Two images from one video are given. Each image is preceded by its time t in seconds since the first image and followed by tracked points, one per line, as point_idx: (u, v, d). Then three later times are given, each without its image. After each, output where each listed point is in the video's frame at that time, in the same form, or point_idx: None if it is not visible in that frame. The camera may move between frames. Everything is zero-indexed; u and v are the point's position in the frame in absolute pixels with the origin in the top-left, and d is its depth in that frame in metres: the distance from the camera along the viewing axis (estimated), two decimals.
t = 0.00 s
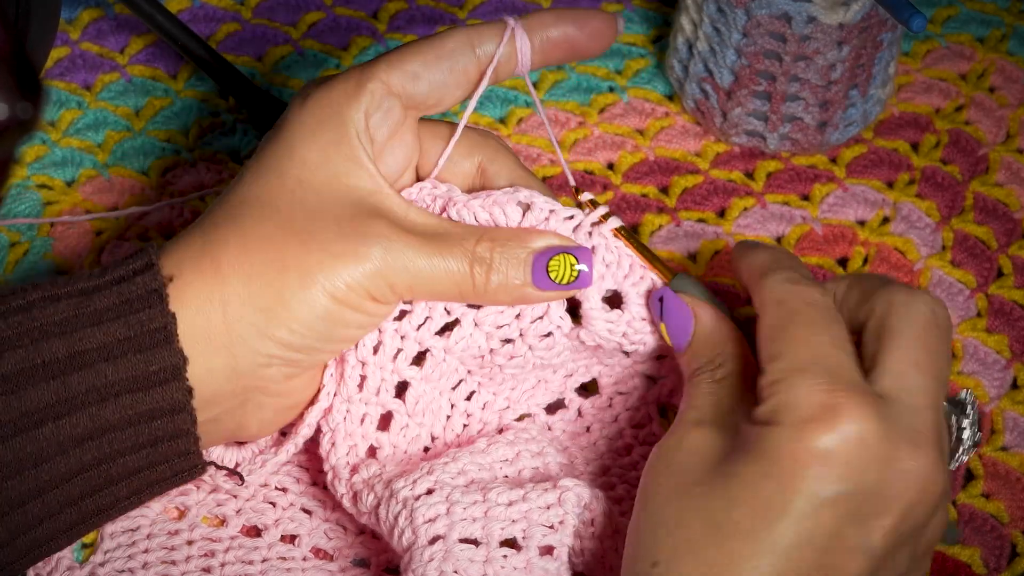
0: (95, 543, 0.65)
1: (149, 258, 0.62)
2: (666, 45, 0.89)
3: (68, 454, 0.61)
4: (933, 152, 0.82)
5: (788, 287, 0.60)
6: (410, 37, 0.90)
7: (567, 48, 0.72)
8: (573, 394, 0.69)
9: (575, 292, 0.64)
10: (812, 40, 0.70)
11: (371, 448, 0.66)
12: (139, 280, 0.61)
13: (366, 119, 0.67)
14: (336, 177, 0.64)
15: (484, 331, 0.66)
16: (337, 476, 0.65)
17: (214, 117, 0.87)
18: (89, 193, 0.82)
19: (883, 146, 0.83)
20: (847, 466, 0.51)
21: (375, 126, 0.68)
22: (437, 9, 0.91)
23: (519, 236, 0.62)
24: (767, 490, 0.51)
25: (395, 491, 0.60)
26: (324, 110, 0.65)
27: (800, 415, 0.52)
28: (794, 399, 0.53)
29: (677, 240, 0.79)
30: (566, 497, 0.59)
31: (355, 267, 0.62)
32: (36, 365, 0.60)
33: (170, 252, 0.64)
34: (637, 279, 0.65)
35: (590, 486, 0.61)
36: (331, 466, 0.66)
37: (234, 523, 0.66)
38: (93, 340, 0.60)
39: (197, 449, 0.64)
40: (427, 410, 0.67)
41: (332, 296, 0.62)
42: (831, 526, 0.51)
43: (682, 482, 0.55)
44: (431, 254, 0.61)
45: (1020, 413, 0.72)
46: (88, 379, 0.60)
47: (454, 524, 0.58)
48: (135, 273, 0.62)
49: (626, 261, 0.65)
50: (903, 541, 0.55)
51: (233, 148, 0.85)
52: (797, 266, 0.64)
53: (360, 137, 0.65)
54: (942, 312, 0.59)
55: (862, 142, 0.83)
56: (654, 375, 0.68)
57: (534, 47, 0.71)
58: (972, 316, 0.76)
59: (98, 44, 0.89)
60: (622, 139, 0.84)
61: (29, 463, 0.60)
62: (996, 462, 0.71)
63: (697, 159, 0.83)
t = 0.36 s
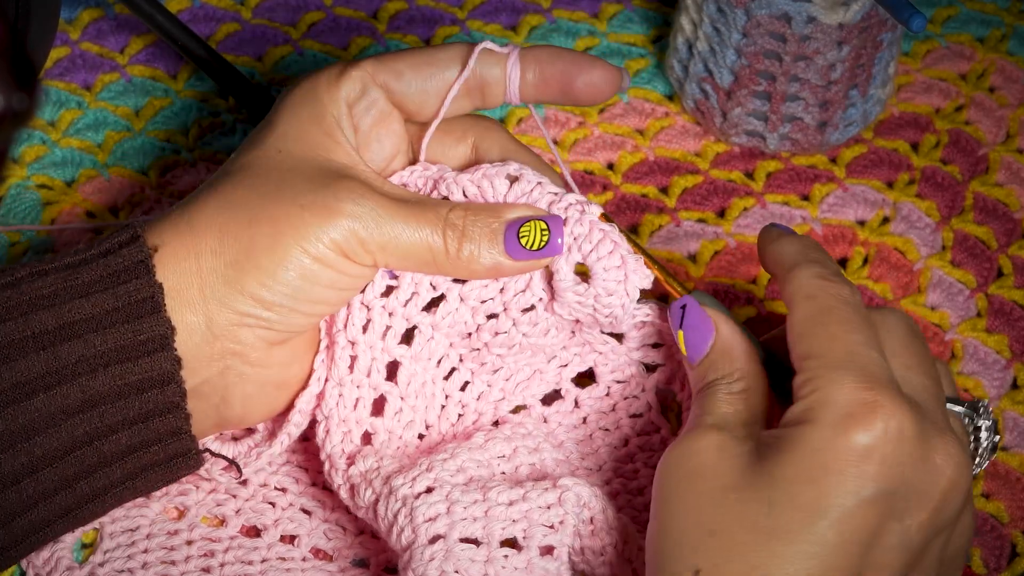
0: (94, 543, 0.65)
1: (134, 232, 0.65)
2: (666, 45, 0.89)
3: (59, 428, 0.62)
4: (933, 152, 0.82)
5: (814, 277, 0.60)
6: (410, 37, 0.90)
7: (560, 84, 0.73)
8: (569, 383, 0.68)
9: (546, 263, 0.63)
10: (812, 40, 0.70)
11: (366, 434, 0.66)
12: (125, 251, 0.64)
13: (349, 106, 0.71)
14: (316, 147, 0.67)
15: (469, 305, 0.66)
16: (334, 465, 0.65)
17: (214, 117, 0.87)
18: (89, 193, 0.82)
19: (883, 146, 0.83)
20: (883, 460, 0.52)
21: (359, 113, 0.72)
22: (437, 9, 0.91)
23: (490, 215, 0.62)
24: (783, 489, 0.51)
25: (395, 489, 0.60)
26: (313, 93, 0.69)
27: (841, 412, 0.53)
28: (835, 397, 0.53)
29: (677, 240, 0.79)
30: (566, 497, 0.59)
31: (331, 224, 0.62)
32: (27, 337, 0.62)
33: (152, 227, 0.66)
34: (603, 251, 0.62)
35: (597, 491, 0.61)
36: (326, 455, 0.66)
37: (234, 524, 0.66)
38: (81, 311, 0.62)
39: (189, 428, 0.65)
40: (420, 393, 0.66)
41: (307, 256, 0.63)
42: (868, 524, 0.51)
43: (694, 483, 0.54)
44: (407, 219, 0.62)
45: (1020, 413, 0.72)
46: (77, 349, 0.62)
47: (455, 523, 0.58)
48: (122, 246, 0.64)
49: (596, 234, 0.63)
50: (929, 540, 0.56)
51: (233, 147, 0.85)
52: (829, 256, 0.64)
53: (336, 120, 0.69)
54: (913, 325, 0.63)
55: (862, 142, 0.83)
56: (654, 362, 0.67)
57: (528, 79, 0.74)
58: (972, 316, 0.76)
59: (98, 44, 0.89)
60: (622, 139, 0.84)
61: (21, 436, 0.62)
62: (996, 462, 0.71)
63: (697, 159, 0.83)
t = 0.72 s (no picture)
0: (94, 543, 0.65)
1: (136, 232, 0.65)
2: (666, 45, 0.89)
3: (59, 428, 0.63)
4: (933, 153, 0.82)
5: (815, 286, 0.61)
6: (410, 37, 0.90)
7: (572, 83, 0.72)
8: (568, 387, 0.68)
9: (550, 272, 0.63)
10: (812, 40, 0.70)
11: (365, 437, 0.66)
12: (127, 253, 0.64)
13: (356, 108, 0.71)
14: (320, 150, 0.67)
15: (469, 311, 0.66)
16: (332, 468, 0.65)
17: (214, 117, 0.87)
18: (88, 193, 0.82)
19: (883, 146, 0.83)
20: (883, 466, 0.53)
21: (369, 115, 0.72)
22: (437, 9, 0.91)
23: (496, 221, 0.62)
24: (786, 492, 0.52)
25: (393, 490, 0.60)
26: (319, 97, 0.69)
27: (844, 418, 0.54)
28: (838, 404, 0.54)
29: (677, 240, 0.79)
30: (564, 497, 0.59)
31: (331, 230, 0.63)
32: (27, 338, 0.62)
33: (155, 228, 0.66)
34: (605, 255, 0.63)
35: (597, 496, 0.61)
36: (325, 458, 0.66)
37: (234, 523, 0.66)
38: (82, 312, 0.62)
39: (188, 426, 0.66)
40: (420, 396, 0.66)
41: (311, 264, 0.63)
42: (861, 531, 0.52)
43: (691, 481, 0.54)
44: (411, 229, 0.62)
45: (1020, 413, 0.72)
46: (78, 351, 0.62)
47: (453, 524, 0.58)
48: (123, 247, 0.64)
49: (598, 237, 0.63)
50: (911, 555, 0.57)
51: (233, 148, 0.85)
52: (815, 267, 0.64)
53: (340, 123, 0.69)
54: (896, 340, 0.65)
55: (862, 142, 0.83)
56: (651, 365, 0.68)
57: (539, 76, 0.73)
58: (972, 316, 0.76)
59: (98, 44, 0.89)
60: (622, 139, 0.84)
61: (22, 436, 0.62)
62: (996, 462, 0.71)
63: (697, 159, 0.83)
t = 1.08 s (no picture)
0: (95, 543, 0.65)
1: (129, 223, 0.65)
2: (666, 45, 0.89)
3: (55, 419, 0.63)
4: (933, 152, 0.82)
5: (812, 287, 0.61)
6: (410, 37, 0.90)
7: (555, 74, 0.71)
8: (567, 373, 0.67)
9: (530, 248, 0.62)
10: (812, 40, 0.70)
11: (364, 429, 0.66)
12: (119, 243, 0.64)
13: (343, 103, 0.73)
14: (305, 138, 0.68)
15: (463, 295, 0.66)
16: (332, 464, 0.65)
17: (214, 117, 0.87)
18: (88, 193, 0.82)
19: (883, 146, 0.83)
20: (889, 464, 0.53)
21: (356, 111, 0.73)
22: (438, 9, 0.91)
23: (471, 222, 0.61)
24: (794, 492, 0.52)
25: (396, 488, 0.60)
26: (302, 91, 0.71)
27: (851, 415, 0.54)
28: (845, 401, 0.54)
29: (676, 240, 0.79)
30: (568, 497, 0.59)
31: (320, 210, 0.63)
32: (22, 327, 0.63)
33: (145, 219, 0.67)
34: (579, 232, 0.60)
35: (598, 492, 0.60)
36: (325, 451, 0.66)
37: (234, 524, 0.66)
38: (76, 302, 0.63)
39: (185, 420, 0.65)
40: (417, 386, 0.66)
41: (299, 246, 0.64)
42: (868, 526, 0.52)
43: (699, 479, 0.53)
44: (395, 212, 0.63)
45: (1020, 413, 0.72)
46: (73, 340, 0.63)
47: (457, 523, 0.58)
48: (116, 237, 0.65)
49: (571, 214, 0.60)
50: (916, 551, 0.58)
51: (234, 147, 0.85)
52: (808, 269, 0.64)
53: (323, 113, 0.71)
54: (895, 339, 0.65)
55: (862, 142, 0.83)
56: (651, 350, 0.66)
57: (524, 69, 0.72)
58: (972, 316, 0.76)
59: (98, 44, 0.89)
60: (622, 139, 0.84)
61: (18, 426, 0.63)
62: (996, 462, 0.71)
63: (697, 159, 0.83)
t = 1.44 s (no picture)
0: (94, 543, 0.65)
1: (141, 243, 0.64)
2: (666, 45, 0.89)
3: (62, 438, 0.62)
4: (933, 152, 0.82)
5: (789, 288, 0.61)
6: (410, 37, 0.90)
7: (578, 125, 0.70)
8: (569, 397, 0.69)
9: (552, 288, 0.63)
10: (812, 40, 0.70)
11: (368, 448, 0.66)
12: (131, 265, 0.63)
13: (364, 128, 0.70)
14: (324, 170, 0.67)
15: (476, 322, 0.66)
16: (334, 477, 0.65)
17: (214, 117, 0.87)
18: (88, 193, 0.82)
19: (883, 146, 0.83)
20: (877, 466, 0.54)
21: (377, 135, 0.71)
22: (437, 9, 0.91)
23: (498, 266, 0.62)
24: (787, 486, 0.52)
25: (395, 492, 0.60)
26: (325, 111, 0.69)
27: (842, 419, 0.54)
28: (836, 405, 0.55)
29: (677, 240, 0.79)
30: (564, 497, 0.59)
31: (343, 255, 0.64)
32: (31, 349, 0.61)
33: (161, 242, 0.66)
34: (596, 275, 0.63)
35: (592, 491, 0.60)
36: (326, 468, 0.66)
37: (234, 524, 0.66)
38: (87, 325, 0.62)
39: (190, 435, 0.66)
40: (423, 407, 0.66)
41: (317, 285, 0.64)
42: (853, 528, 0.53)
43: (685, 474, 0.53)
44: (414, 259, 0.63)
45: (1020, 413, 0.72)
46: (83, 363, 0.62)
47: (453, 524, 0.58)
48: (128, 258, 0.64)
49: (590, 256, 0.63)
50: (887, 550, 0.59)
51: (233, 148, 0.85)
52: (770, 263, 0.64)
53: (342, 137, 0.69)
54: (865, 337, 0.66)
55: (862, 142, 0.83)
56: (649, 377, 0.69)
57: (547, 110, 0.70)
58: (972, 316, 0.76)
59: (98, 44, 0.89)
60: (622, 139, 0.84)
61: (25, 446, 0.61)
62: (996, 462, 0.71)
63: (697, 159, 0.83)
